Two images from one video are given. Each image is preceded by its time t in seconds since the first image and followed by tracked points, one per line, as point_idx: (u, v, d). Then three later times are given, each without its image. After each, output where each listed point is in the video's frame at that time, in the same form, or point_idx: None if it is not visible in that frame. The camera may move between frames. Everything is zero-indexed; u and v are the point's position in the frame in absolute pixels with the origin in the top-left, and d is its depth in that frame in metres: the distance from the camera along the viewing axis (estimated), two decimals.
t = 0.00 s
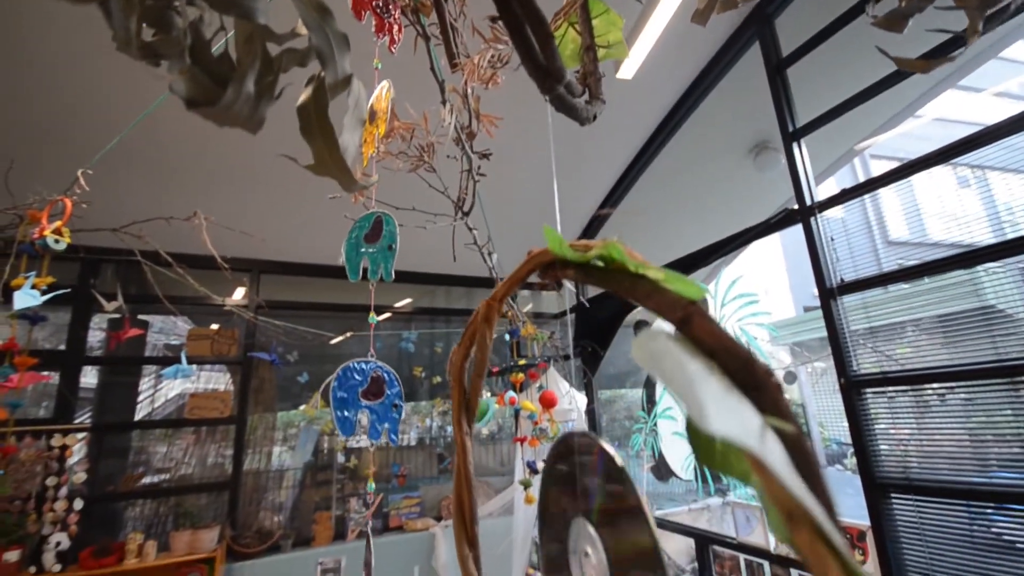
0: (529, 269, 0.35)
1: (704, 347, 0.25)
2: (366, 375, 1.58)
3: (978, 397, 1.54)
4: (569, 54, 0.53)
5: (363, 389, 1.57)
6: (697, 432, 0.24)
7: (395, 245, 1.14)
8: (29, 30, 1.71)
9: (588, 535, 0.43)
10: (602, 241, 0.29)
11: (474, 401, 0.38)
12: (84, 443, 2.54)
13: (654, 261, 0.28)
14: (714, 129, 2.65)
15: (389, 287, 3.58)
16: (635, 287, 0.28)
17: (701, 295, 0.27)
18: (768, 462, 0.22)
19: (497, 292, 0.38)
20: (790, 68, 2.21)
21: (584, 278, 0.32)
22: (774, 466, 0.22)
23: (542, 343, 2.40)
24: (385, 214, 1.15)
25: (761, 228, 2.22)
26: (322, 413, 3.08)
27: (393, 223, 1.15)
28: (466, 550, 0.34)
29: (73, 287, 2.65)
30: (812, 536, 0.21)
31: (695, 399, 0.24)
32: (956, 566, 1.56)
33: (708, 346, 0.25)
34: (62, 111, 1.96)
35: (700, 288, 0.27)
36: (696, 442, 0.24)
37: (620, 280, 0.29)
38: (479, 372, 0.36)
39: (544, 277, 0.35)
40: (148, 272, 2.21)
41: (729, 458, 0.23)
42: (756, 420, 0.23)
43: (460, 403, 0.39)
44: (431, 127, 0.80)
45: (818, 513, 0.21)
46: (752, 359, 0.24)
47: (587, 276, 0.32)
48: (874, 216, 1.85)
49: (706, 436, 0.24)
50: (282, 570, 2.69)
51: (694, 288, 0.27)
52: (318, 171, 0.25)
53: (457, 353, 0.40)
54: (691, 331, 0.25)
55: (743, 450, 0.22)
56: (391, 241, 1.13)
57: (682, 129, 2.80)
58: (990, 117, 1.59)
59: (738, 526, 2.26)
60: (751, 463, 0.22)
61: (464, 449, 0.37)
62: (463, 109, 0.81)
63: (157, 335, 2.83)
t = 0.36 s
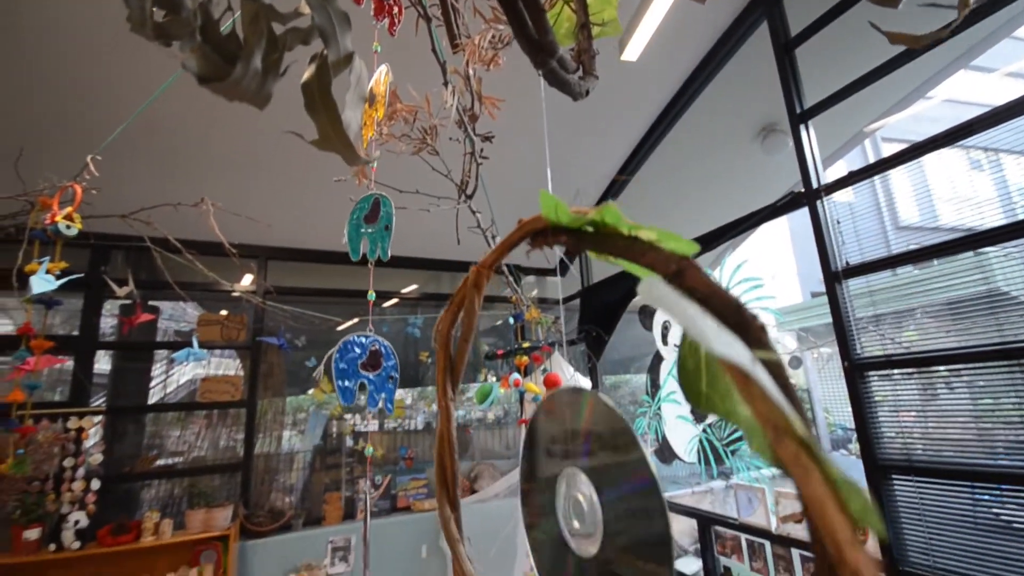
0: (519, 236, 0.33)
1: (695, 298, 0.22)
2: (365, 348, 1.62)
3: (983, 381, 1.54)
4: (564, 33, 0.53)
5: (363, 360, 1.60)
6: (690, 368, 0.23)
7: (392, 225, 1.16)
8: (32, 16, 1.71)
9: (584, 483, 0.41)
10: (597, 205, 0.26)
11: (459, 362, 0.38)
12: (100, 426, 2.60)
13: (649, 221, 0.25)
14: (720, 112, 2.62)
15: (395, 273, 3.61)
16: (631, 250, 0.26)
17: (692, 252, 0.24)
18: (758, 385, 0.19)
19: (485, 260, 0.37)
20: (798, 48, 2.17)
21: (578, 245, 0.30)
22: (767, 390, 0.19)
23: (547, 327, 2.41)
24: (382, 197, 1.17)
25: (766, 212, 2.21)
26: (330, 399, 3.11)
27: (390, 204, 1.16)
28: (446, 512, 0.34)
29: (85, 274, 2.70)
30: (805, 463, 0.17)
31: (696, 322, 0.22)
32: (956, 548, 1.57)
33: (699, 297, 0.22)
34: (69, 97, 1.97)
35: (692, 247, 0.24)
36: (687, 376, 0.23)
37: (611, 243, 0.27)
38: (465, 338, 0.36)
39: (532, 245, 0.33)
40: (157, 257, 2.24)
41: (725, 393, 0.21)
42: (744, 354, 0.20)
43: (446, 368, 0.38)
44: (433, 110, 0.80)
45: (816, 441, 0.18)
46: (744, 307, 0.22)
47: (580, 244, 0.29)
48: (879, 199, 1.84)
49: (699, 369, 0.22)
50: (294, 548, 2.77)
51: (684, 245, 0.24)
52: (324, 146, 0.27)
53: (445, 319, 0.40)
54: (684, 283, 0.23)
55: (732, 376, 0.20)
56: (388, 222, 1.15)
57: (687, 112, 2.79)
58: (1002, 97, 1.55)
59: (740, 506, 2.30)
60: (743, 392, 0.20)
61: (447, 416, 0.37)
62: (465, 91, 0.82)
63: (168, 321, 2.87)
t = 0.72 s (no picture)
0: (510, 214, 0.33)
1: (686, 268, 0.23)
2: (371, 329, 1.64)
3: (991, 371, 1.52)
4: (559, 20, 0.53)
5: (369, 342, 1.63)
6: (679, 330, 0.23)
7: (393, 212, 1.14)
8: (41, 8, 1.73)
9: (569, 449, 0.49)
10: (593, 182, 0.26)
11: (444, 340, 0.38)
12: (114, 414, 2.66)
13: (640, 199, 0.25)
14: (727, 101, 2.60)
15: (402, 264, 3.63)
16: (619, 225, 0.26)
17: (682, 228, 0.25)
18: (740, 333, 0.19)
19: (473, 238, 0.36)
20: (806, 35, 2.16)
21: (567, 224, 0.30)
22: (749, 338, 0.19)
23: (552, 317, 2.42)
24: (385, 182, 1.14)
25: (772, 201, 2.21)
26: (338, 390, 3.19)
27: (393, 189, 1.14)
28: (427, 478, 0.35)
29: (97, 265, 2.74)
30: (785, 405, 0.17)
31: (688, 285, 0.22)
32: (958, 537, 1.57)
33: (689, 268, 0.23)
34: (78, 90, 2.00)
35: (683, 224, 0.25)
36: (675, 339, 0.24)
37: (603, 220, 0.27)
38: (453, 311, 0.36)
39: (521, 224, 0.32)
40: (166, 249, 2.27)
41: (711, 347, 0.21)
42: (731, 309, 0.20)
43: (430, 343, 0.38)
44: (436, 100, 0.81)
45: (796, 386, 0.18)
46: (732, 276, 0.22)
47: (571, 221, 0.29)
48: (887, 188, 1.83)
49: (686, 332, 0.23)
50: (304, 533, 2.83)
51: (676, 220, 0.25)
52: (324, 130, 0.31)
53: (430, 294, 0.39)
54: (676, 254, 0.23)
55: (716, 328, 0.20)
56: (389, 209, 1.14)
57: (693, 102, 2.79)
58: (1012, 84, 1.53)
59: (743, 496, 2.32)
60: (727, 345, 0.20)
61: (430, 389, 0.37)
62: (467, 80, 0.82)
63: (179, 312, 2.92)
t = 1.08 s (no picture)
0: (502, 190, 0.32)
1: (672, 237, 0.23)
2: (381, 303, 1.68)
3: (1003, 360, 1.51)
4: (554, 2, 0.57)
5: (379, 315, 1.66)
6: (662, 296, 0.25)
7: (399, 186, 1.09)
8: None
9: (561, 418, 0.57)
10: (586, 159, 0.26)
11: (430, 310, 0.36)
12: (130, 397, 2.73)
13: (630, 175, 0.26)
14: (738, 85, 2.57)
15: (410, 252, 3.66)
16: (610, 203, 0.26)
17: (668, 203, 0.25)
18: (714, 292, 0.20)
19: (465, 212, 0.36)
20: (819, 17, 2.12)
21: (555, 199, 0.30)
22: (722, 297, 0.20)
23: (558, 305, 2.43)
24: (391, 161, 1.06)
25: (780, 187, 2.18)
26: (348, 376, 3.26)
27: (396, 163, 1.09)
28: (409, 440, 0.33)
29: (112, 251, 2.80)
30: (756, 356, 0.19)
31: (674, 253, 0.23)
32: (961, 523, 1.58)
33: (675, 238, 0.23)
34: (90, 78, 2.02)
35: (670, 201, 0.25)
36: (657, 304, 0.25)
37: (592, 197, 0.27)
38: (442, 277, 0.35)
39: (510, 198, 0.32)
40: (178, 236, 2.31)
41: (688, 307, 0.23)
42: (713, 270, 0.21)
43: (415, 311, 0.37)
44: (439, 84, 0.81)
45: (766, 339, 0.19)
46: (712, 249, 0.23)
47: (562, 198, 0.29)
48: (898, 174, 1.80)
49: (667, 297, 0.24)
50: (316, 514, 2.90)
51: (662, 197, 0.25)
52: (325, 109, 0.34)
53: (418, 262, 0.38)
54: (662, 227, 0.24)
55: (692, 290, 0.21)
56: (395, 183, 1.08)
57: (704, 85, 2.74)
58: None
59: (748, 481, 2.34)
60: (706, 307, 0.21)
61: (414, 354, 0.36)
62: (471, 63, 0.82)
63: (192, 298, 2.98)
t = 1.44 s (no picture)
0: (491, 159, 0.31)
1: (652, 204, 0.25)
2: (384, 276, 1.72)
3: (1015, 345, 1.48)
4: None
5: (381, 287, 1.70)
6: (642, 262, 0.26)
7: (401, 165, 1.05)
8: None
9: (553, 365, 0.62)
10: (573, 135, 0.26)
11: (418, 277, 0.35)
12: (148, 378, 2.80)
13: (615, 149, 0.26)
14: (749, 66, 2.53)
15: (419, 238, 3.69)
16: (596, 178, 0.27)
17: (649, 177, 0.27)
18: (689, 250, 0.22)
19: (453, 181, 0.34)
20: None
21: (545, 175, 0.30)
22: (697, 254, 0.22)
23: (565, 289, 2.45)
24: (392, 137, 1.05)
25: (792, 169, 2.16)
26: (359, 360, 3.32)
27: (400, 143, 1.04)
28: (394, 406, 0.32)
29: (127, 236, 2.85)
30: (726, 306, 0.21)
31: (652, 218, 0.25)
32: (964, 505, 1.59)
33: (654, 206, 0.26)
34: (102, 63, 2.04)
35: (651, 176, 0.26)
36: (638, 268, 0.27)
37: (580, 170, 0.27)
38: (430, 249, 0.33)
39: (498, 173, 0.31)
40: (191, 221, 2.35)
41: (666, 269, 0.25)
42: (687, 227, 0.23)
43: (404, 279, 0.35)
44: (444, 66, 0.82)
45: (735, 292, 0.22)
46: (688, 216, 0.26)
47: (550, 173, 0.29)
48: (910, 156, 1.77)
49: (646, 260, 0.26)
50: (328, 494, 2.97)
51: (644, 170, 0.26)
52: (327, 87, 0.35)
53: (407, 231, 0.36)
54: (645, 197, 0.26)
55: (667, 250, 0.24)
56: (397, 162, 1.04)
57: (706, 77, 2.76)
58: None
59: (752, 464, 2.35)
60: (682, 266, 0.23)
61: (401, 323, 0.34)
62: (474, 45, 0.83)
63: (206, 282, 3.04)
